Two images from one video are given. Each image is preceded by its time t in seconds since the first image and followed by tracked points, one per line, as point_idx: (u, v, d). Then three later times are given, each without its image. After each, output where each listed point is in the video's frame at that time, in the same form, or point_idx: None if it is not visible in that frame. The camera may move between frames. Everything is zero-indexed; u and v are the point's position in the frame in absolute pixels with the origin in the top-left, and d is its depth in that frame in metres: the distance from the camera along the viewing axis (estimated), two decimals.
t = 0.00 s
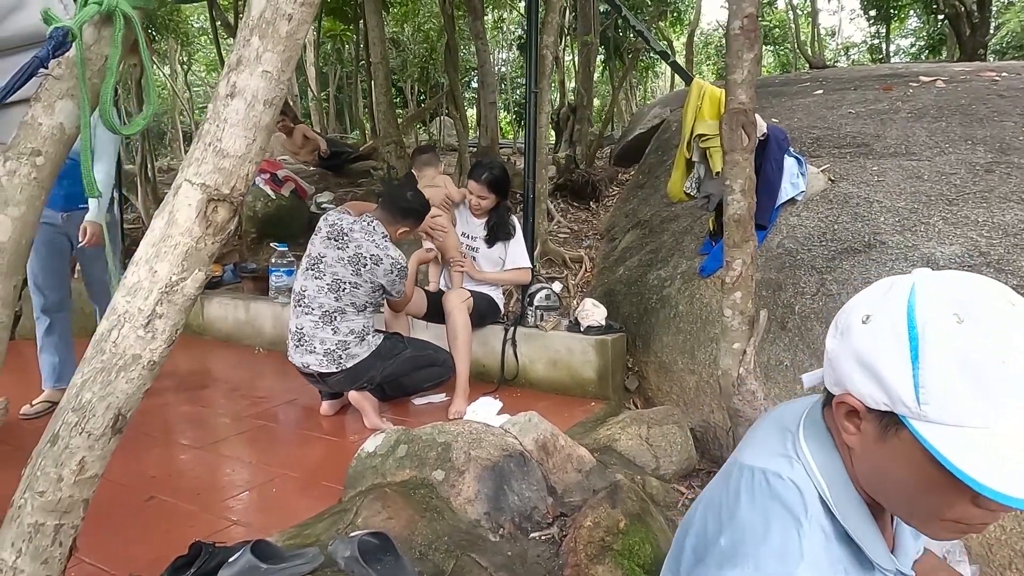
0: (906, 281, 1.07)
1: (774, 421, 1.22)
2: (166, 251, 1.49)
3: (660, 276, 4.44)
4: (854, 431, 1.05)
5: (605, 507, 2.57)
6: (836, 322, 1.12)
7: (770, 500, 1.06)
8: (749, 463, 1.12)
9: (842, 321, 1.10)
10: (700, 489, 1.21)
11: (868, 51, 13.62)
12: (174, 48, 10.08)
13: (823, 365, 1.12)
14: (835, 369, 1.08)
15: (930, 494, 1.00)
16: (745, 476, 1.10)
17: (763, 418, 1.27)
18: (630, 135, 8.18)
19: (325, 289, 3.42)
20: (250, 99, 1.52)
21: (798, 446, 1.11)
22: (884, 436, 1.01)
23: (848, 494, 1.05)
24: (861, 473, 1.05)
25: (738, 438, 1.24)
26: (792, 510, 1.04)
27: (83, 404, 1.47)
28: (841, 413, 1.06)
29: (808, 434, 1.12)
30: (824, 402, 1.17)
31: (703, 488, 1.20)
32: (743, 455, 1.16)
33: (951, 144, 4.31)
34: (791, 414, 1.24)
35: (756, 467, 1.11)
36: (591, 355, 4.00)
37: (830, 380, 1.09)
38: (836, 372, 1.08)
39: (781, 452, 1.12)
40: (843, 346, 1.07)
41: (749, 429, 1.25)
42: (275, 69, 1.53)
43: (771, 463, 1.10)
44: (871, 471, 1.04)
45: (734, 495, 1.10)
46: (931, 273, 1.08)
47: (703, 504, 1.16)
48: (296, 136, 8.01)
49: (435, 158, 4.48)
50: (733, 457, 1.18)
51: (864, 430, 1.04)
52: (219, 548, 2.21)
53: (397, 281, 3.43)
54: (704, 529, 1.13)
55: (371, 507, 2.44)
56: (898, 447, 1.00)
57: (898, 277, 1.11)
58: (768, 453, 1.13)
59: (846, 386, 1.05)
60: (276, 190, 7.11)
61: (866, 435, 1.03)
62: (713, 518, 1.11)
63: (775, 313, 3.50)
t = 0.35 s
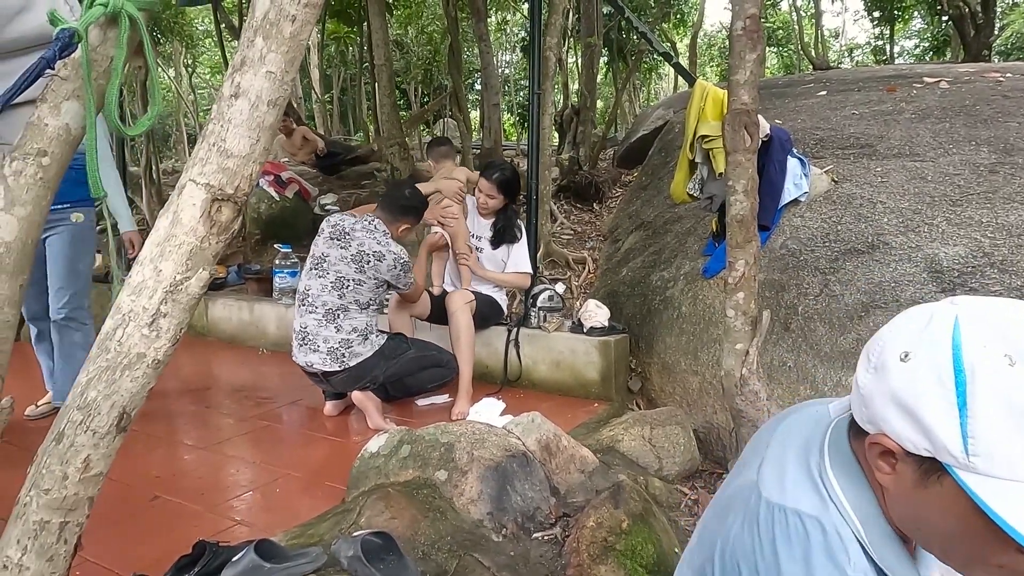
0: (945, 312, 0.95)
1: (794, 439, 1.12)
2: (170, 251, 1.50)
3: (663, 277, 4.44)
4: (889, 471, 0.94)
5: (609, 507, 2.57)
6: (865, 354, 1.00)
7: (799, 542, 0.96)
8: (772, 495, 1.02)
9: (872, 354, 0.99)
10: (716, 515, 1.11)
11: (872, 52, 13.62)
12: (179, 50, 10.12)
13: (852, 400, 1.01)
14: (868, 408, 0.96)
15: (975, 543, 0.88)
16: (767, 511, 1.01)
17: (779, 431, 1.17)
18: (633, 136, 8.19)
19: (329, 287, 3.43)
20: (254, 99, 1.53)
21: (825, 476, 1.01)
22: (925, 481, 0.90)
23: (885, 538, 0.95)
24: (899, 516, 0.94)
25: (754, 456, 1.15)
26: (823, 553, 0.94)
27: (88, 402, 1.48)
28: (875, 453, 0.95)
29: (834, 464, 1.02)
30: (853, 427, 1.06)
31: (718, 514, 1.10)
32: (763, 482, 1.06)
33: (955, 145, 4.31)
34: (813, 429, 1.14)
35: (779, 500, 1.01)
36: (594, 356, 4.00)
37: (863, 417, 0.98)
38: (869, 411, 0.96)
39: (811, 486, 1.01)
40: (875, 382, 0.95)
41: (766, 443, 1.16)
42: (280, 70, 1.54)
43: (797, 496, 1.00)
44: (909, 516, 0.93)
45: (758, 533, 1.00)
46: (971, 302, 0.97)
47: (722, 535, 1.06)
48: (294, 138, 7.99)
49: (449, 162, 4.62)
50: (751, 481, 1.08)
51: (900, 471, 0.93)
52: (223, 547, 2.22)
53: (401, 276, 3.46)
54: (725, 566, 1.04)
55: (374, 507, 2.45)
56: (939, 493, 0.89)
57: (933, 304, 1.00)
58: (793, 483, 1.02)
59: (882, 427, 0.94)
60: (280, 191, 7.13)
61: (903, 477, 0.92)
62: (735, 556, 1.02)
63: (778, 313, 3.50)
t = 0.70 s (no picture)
0: (978, 333, 0.93)
1: (809, 452, 1.13)
2: (172, 254, 1.51)
3: (662, 279, 4.45)
4: (917, 493, 0.93)
5: (608, 509, 2.58)
6: (895, 374, 0.99)
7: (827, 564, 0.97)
8: (796, 515, 1.03)
9: (903, 374, 0.97)
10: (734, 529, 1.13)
11: (872, 54, 13.63)
12: (181, 52, 10.14)
13: (880, 421, 0.99)
14: (898, 430, 0.95)
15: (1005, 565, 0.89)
16: (795, 536, 1.01)
17: (792, 443, 1.18)
18: (633, 139, 8.21)
19: (333, 287, 3.45)
20: (255, 105, 1.54)
21: (847, 495, 1.01)
22: (955, 505, 0.90)
23: (911, 556, 0.96)
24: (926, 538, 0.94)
25: (768, 468, 1.15)
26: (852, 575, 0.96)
27: (91, 404, 1.49)
28: (903, 475, 0.94)
29: (855, 482, 1.02)
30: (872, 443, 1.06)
31: (737, 529, 1.12)
32: (784, 500, 1.07)
33: (955, 147, 4.32)
34: (828, 441, 1.14)
35: (805, 521, 1.02)
36: (594, 357, 4.01)
37: (892, 439, 0.97)
38: (899, 434, 0.95)
39: (836, 508, 1.01)
40: (907, 405, 0.94)
41: (780, 454, 1.17)
42: (280, 76, 1.56)
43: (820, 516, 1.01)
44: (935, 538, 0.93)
45: (784, 556, 1.02)
46: (1004, 323, 0.94)
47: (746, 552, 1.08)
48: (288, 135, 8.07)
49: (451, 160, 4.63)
50: (771, 499, 1.09)
51: (929, 494, 0.92)
52: (223, 549, 2.23)
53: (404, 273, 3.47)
54: None
55: (374, 508, 2.46)
56: (970, 517, 0.89)
57: (965, 324, 0.97)
58: (815, 503, 1.03)
59: (914, 450, 0.92)
60: (281, 194, 7.15)
61: (931, 500, 0.92)
62: None
63: (778, 315, 3.51)
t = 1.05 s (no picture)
0: (982, 334, 0.95)
1: (808, 453, 1.15)
2: (177, 262, 1.53)
3: (663, 282, 4.47)
4: (918, 489, 0.96)
5: (608, 513, 2.60)
6: (900, 373, 1.01)
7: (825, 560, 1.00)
8: (795, 513, 1.06)
9: (908, 374, 0.99)
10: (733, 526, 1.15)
11: (871, 57, 13.65)
12: (181, 56, 10.16)
13: (884, 418, 1.01)
14: (902, 428, 0.97)
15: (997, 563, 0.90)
16: (792, 531, 1.04)
17: (790, 442, 1.20)
18: (634, 141, 8.22)
19: (335, 290, 3.47)
20: (259, 114, 1.56)
21: (846, 494, 1.04)
22: (956, 501, 0.92)
23: (908, 553, 0.98)
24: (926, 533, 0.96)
25: (767, 468, 1.17)
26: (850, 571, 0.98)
27: (97, 411, 1.51)
28: (906, 470, 0.96)
29: (855, 481, 1.05)
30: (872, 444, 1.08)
31: (736, 526, 1.14)
32: (784, 498, 1.09)
33: (953, 151, 4.34)
34: (827, 440, 1.17)
35: (804, 519, 1.04)
36: (595, 360, 4.02)
37: (895, 437, 0.99)
38: (904, 432, 0.97)
39: (832, 503, 1.04)
40: (913, 403, 0.96)
41: (779, 455, 1.19)
42: (284, 86, 1.58)
43: (819, 514, 1.04)
44: (935, 533, 0.95)
45: (781, 549, 1.04)
46: (1008, 326, 0.96)
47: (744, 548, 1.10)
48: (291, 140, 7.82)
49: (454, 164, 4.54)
50: (769, 497, 1.11)
51: (930, 489, 0.94)
52: (227, 552, 2.24)
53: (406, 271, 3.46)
54: None
55: (376, 512, 2.47)
56: (970, 513, 0.91)
57: (968, 327, 1.00)
58: (814, 502, 1.05)
59: (918, 447, 0.94)
60: (282, 197, 7.17)
61: (931, 495, 0.94)
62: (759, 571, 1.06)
63: (777, 319, 3.54)
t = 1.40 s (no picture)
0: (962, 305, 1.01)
1: (781, 439, 1.17)
2: (178, 264, 1.54)
3: (661, 284, 4.48)
4: (922, 461, 1.01)
5: (607, 513, 2.62)
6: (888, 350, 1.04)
7: (793, 535, 1.03)
8: (766, 491, 1.08)
9: (903, 350, 1.02)
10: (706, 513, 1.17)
11: (870, 59, 13.70)
12: (181, 58, 10.17)
13: (881, 397, 1.04)
14: (911, 403, 1.00)
15: (983, 514, 1.01)
16: (759, 505, 1.07)
17: (766, 432, 1.23)
18: (633, 143, 8.24)
19: (335, 293, 3.47)
20: (260, 118, 1.57)
21: (818, 472, 1.07)
22: (965, 467, 0.99)
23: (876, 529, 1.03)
24: (925, 498, 1.03)
25: (742, 455, 1.20)
26: (818, 545, 1.01)
27: (99, 412, 1.52)
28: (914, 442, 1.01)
29: (827, 463, 1.08)
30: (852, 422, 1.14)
31: (709, 511, 1.16)
32: (755, 479, 1.11)
33: (950, 153, 4.35)
34: (799, 429, 1.20)
35: (776, 496, 1.07)
36: (593, 362, 4.03)
37: (900, 414, 1.02)
38: (913, 407, 1.00)
39: (799, 481, 1.08)
40: (922, 378, 0.99)
41: (753, 444, 1.21)
42: (285, 89, 1.59)
43: (790, 492, 1.06)
44: (936, 498, 1.02)
45: (748, 523, 1.07)
46: (969, 297, 1.04)
47: (712, 529, 1.11)
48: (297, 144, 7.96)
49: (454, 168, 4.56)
50: (742, 480, 1.13)
51: (935, 461, 1.00)
52: (227, 553, 2.25)
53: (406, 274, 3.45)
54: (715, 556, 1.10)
55: (376, 513, 2.48)
56: (980, 476, 0.98)
57: (922, 300, 1.06)
58: (785, 482, 1.08)
59: (933, 419, 0.98)
60: (282, 200, 7.18)
61: (937, 466, 1.00)
62: (728, 548, 1.07)
63: (775, 321, 3.56)
